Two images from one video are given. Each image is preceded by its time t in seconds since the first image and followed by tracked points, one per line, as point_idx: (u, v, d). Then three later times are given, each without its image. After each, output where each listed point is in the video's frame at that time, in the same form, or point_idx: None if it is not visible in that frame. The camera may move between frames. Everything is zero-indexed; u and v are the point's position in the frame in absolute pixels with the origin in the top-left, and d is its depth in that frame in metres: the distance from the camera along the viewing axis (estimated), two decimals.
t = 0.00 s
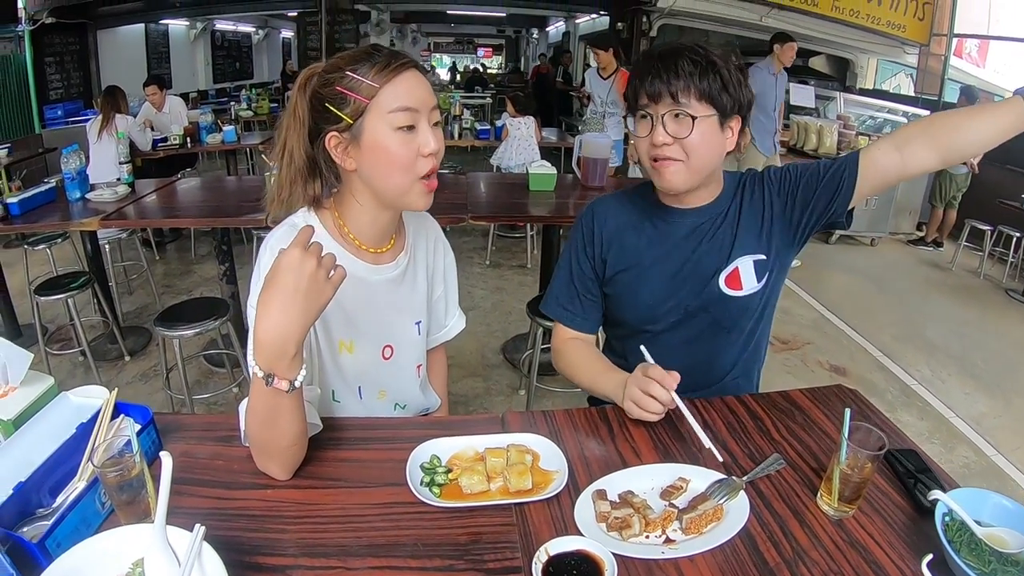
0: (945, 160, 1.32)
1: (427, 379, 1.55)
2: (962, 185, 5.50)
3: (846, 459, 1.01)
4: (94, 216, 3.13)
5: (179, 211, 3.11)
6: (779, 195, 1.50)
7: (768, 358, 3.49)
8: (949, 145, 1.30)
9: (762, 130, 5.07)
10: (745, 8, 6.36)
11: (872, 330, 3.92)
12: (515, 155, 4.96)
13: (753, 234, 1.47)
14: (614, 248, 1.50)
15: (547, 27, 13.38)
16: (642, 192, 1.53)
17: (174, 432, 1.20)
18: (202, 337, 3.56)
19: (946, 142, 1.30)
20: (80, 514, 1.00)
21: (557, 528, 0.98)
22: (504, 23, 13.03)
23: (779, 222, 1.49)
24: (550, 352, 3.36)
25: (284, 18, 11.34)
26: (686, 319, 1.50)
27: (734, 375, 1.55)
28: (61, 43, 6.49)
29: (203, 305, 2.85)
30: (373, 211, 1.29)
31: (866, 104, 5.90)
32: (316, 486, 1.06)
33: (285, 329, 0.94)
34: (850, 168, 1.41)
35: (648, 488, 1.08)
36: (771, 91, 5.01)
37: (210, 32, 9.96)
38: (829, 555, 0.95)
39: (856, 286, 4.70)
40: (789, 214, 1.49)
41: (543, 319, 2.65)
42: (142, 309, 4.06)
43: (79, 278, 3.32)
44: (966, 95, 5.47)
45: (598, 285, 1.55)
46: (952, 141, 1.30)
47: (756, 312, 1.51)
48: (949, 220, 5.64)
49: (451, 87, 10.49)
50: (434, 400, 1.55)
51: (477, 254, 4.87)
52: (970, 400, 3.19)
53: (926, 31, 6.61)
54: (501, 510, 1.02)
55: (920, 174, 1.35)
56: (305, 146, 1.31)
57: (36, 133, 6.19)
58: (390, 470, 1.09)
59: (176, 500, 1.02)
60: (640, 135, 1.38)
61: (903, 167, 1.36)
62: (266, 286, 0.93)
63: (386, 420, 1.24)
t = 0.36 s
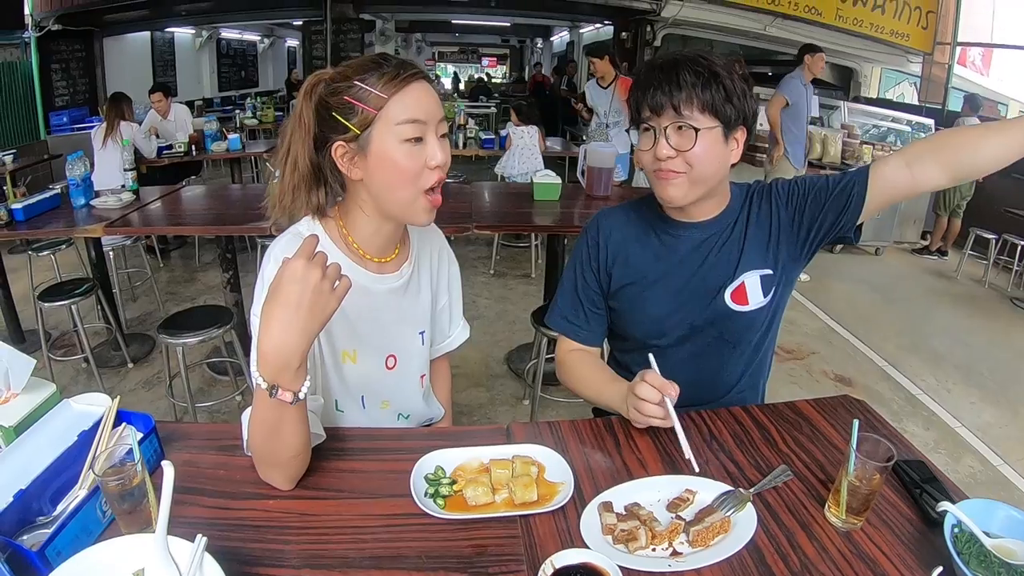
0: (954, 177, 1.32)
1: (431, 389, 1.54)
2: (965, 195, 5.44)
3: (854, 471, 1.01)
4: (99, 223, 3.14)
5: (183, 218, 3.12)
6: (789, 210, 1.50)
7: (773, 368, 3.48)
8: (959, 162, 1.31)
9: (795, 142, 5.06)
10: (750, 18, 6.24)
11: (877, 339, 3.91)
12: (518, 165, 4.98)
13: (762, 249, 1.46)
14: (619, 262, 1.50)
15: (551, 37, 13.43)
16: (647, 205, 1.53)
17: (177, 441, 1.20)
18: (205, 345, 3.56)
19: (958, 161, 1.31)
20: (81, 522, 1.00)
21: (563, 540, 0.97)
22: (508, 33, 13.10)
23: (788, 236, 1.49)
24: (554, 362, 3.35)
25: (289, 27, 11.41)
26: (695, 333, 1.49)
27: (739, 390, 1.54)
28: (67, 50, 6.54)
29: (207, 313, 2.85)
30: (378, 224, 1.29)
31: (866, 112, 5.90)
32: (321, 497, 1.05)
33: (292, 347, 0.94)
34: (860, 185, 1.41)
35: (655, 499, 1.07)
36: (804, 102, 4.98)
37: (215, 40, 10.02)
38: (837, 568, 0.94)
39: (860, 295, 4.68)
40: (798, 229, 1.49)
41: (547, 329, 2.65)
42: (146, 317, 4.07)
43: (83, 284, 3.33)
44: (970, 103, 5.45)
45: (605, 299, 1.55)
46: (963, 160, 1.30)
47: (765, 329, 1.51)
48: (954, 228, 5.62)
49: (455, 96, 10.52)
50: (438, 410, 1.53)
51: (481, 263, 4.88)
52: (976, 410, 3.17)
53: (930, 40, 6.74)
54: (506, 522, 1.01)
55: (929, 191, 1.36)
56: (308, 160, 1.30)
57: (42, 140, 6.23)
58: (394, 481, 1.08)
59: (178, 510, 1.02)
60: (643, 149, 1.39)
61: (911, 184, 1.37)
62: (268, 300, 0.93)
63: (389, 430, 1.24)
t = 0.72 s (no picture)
0: (964, 189, 1.32)
1: (432, 395, 1.53)
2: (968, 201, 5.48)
3: (863, 479, 0.99)
4: (101, 229, 3.14)
5: (186, 225, 3.12)
6: (794, 217, 1.48)
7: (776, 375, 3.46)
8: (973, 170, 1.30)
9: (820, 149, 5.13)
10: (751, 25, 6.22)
11: (880, 347, 3.89)
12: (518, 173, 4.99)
13: (765, 256, 1.46)
14: (623, 269, 1.49)
15: (553, 45, 13.47)
16: (650, 212, 1.52)
17: (176, 448, 1.18)
18: (205, 352, 3.56)
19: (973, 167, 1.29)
20: (78, 528, 0.98)
21: (566, 550, 0.96)
22: (510, 41, 13.15)
23: (792, 242, 1.48)
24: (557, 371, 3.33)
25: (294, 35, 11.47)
26: (698, 340, 1.48)
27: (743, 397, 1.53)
28: (71, 56, 6.59)
29: (209, 320, 2.84)
30: (384, 236, 1.29)
31: (869, 120, 5.93)
32: (322, 505, 1.04)
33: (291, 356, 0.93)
34: (867, 194, 1.40)
35: (660, 509, 1.06)
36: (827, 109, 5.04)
37: (219, 48, 10.08)
38: None
39: (863, 302, 4.67)
40: (804, 236, 1.48)
41: (550, 337, 2.63)
42: (148, 323, 4.07)
43: (85, 289, 3.33)
44: (973, 109, 5.44)
45: (608, 306, 1.53)
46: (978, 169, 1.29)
47: (769, 335, 1.50)
48: (957, 235, 5.60)
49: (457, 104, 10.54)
50: (439, 418, 1.52)
51: (483, 271, 4.87)
52: (981, 418, 3.14)
53: (933, 46, 6.73)
54: (508, 532, 1.00)
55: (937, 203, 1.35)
56: (313, 167, 1.30)
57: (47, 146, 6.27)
58: (395, 490, 1.07)
59: (176, 517, 1.01)
60: (667, 166, 1.34)
61: (920, 196, 1.35)
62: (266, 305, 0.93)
63: (391, 438, 1.23)
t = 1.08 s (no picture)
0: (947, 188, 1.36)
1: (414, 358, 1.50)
2: (938, 190, 5.61)
3: (846, 460, 0.98)
4: (69, 231, 3.05)
5: (156, 226, 3.04)
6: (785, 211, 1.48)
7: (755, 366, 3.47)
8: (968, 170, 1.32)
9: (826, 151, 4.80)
10: (722, 20, 6.23)
11: (858, 335, 3.93)
12: (490, 170, 4.97)
13: (778, 257, 1.37)
14: (643, 268, 1.28)
15: (525, 43, 13.47)
16: (674, 205, 1.32)
17: (146, 448, 1.13)
18: (177, 356, 3.48)
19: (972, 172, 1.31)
20: (44, 534, 0.93)
21: (548, 541, 0.93)
22: (482, 39, 13.13)
23: (791, 242, 1.44)
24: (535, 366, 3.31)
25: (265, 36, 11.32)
26: (711, 351, 1.35)
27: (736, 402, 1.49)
28: (39, 60, 6.42)
29: (180, 322, 2.77)
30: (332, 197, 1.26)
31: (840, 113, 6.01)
32: (297, 501, 1.00)
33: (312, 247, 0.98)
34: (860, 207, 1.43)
35: (642, 497, 1.04)
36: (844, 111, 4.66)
37: (188, 49, 9.90)
38: (832, 559, 0.91)
39: (839, 292, 4.72)
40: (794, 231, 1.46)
41: (527, 330, 2.60)
42: (119, 328, 3.97)
43: (55, 294, 3.23)
44: (941, 100, 5.53)
45: (621, 312, 1.31)
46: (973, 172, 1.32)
47: (771, 345, 1.42)
48: (927, 225, 5.70)
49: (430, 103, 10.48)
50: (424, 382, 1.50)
51: (458, 268, 4.83)
52: (957, 403, 3.19)
53: (901, 38, 6.88)
54: (489, 524, 0.97)
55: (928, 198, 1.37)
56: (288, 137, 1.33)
57: (13, 150, 6.09)
58: (372, 484, 1.04)
59: (146, 519, 0.96)
60: (739, 186, 1.13)
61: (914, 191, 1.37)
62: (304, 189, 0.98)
63: (369, 432, 1.19)
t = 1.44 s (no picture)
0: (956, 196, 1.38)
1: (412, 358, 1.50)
2: (935, 188, 5.63)
3: (843, 459, 0.98)
4: (66, 231, 3.04)
5: (153, 225, 3.03)
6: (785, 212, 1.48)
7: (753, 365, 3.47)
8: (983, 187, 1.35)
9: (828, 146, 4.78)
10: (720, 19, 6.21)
11: (855, 334, 3.93)
12: (489, 171, 4.96)
13: (779, 257, 1.37)
14: (645, 269, 1.28)
15: (522, 43, 13.47)
16: (675, 206, 1.32)
17: (142, 448, 1.13)
18: (175, 356, 3.47)
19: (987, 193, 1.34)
20: (40, 534, 0.92)
21: (544, 540, 0.93)
22: (479, 38, 13.13)
23: (791, 242, 1.44)
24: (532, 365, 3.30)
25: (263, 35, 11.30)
26: (713, 351, 1.35)
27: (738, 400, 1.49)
28: (36, 59, 6.40)
29: (177, 322, 2.76)
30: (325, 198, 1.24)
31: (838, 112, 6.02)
32: (294, 501, 1.00)
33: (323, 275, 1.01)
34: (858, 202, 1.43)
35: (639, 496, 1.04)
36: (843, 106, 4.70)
37: (185, 49, 9.87)
38: (829, 558, 0.91)
39: (837, 291, 4.73)
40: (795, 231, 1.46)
41: (524, 330, 2.60)
42: (117, 328, 3.96)
43: (52, 294, 3.22)
44: (939, 99, 5.53)
45: (622, 314, 1.30)
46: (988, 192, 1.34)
47: (772, 344, 1.42)
48: (925, 223, 5.71)
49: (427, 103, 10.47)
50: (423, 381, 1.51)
51: (455, 267, 4.82)
52: (955, 401, 3.19)
53: (899, 37, 6.96)
54: (485, 523, 0.97)
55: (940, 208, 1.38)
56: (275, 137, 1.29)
57: (10, 150, 6.07)
58: (368, 484, 1.03)
59: (141, 519, 0.96)
60: (753, 185, 1.12)
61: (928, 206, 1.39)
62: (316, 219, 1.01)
63: (366, 432, 1.18)
